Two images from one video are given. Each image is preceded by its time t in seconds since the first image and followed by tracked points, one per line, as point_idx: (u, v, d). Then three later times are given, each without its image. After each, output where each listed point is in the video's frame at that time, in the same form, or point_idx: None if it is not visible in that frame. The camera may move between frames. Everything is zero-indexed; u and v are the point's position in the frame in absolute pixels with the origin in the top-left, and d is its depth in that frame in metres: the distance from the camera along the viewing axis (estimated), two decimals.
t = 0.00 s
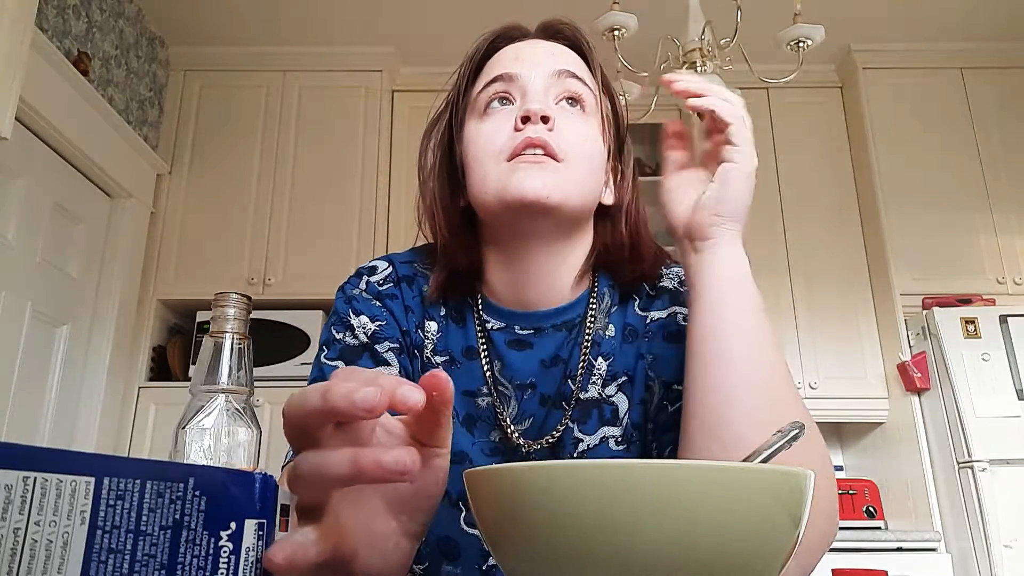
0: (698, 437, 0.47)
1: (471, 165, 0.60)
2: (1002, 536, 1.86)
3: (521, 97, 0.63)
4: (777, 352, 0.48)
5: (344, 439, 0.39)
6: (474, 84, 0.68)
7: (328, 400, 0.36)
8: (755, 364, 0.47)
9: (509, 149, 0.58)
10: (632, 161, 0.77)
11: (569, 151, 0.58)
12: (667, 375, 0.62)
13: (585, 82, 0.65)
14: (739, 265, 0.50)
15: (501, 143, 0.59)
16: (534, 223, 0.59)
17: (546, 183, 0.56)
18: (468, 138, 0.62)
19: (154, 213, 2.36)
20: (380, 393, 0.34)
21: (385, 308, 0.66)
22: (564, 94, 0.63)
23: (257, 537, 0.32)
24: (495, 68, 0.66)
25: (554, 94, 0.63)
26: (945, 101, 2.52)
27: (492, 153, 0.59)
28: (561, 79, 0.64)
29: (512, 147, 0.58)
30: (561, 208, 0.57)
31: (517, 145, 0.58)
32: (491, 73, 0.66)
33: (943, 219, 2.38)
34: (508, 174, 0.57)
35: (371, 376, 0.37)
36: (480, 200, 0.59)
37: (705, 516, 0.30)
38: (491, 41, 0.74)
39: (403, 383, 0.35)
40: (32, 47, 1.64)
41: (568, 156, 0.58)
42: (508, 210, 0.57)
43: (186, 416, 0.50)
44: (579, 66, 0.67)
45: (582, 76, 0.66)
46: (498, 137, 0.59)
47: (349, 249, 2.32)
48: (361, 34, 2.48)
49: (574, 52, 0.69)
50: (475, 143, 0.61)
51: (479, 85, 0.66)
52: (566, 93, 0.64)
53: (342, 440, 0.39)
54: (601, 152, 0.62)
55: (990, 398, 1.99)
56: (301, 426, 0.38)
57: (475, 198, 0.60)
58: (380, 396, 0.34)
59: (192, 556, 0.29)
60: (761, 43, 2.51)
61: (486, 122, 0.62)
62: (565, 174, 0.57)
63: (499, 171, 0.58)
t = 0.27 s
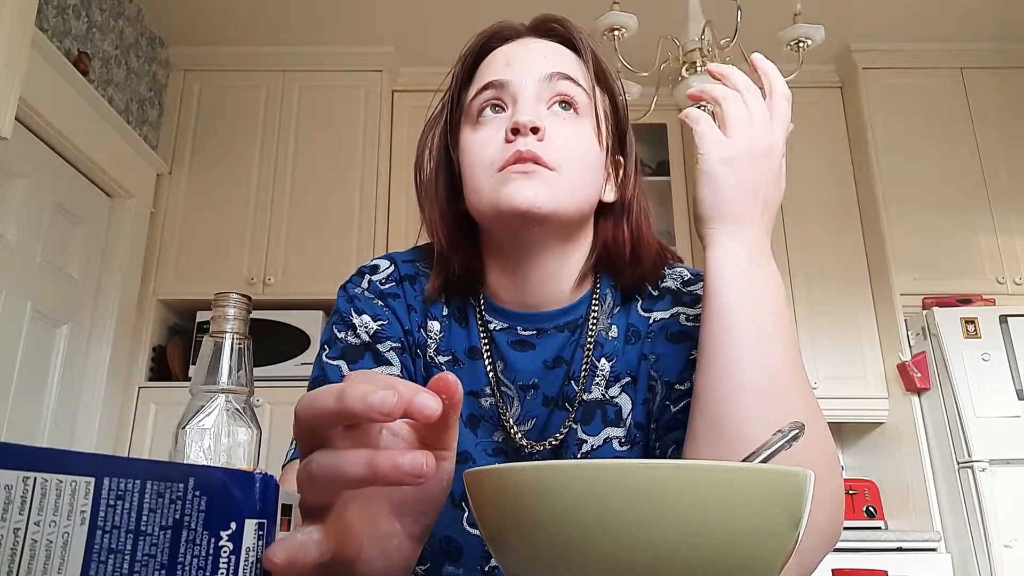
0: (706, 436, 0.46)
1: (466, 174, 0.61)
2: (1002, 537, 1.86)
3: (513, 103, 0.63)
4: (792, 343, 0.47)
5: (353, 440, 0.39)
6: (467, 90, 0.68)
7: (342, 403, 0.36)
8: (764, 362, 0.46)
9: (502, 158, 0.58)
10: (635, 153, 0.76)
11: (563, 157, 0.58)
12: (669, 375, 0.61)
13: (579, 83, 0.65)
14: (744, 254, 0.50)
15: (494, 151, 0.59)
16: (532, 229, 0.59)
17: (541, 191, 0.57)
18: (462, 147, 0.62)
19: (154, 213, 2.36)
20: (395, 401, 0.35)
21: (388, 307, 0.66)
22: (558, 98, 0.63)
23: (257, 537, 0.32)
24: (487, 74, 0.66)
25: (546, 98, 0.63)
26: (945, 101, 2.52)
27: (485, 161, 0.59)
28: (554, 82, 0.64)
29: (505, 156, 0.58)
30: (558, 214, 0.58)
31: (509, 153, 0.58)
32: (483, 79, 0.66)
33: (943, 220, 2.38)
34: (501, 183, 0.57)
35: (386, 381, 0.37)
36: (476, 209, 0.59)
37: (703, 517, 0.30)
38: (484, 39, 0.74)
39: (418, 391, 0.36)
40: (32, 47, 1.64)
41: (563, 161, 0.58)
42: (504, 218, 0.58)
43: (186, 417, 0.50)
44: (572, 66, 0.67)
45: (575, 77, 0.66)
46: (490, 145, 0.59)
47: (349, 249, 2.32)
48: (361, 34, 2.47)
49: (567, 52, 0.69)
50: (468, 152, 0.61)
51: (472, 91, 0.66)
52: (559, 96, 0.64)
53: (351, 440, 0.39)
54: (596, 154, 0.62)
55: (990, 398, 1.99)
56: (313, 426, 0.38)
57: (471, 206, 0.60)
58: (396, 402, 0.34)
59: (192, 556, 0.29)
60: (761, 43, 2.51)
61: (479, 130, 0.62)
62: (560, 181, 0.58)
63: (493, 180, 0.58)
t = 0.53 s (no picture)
0: (707, 436, 0.46)
1: (465, 175, 0.61)
2: (1002, 537, 1.86)
3: (513, 104, 0.63)
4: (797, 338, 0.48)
5: (351, 439, 0.39)
6: (466, 89, 0.68)
7: (342, 403, 0.36)
8: (764, 362, 0.45)
9: (502, 159, 0.58)
10: (635, 151, 0.76)
11: (563, 158, 0.58)
12: (669, 376, 0.61)
13: (578, 83, 0.65)
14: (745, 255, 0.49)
15: (493, 153, 0.59)
16: (533, 231, 0.59)
17: (541, 193, 0.57)
18: (462, 147, 0.62)
19: (154, 213, 2.36)
20: (396, 400, 0.35)
21: (388, 307, 0.66)
22: (558, 98, 0.63)
23: (257, 537, 0.32)
24: (486, 73, 0.66)
25: (546, 98, 0.63)
26: (945, 101, 2.52)
27: (484, 163, 0.59)
28: (554, 83, 0.64)
29: (505, 157, 0.58)
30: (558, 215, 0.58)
31: (509, 154, 0.58)
32: (483, 79, 0.65)
33: (943, 220, 2.38)
34: (501, 185, 0.57)
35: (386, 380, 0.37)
36: (476, 210, 0.59)
37: (702, 516, 0.30)
38: (484, 39, 0.73)
39: (420, 392, 0.36)
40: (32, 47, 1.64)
41: (563, 163, 0.58)
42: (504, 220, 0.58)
43: (186, 417, 0.50)
44: (572, 66, 0.67)
45: (575, 77, 0.66)
46: (490, 146, 0.59)
47: (349, 249, 2.32)
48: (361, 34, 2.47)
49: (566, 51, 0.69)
50: (467, 153, 0.61)
51: (471, 91, 0.66)
52: (558, 96, 0.64)
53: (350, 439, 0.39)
54: (596, 155, 0.62)
55: (989, 398, 1.99)
56: (311, 424, 0.39)
57: (471, 207, 0.60)
58: (396, 403, 0.35)
59: (192, 556, 0.29)
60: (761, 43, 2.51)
61: (478, 131, 0.62)
62: (560, 183, 0.58)
63: (492, 182, 0.58)
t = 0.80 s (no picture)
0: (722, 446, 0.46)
1: (472, 180, 0.60)
2: (1002, 537, 1.87)
3: (523, 109, 0.62)
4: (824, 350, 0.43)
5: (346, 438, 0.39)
6: (471, 90, 0.67)
7: (335, 400, 0.36)
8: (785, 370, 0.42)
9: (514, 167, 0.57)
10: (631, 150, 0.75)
11: (575, 168, 0.58)
12: (666, 375, 0.60)
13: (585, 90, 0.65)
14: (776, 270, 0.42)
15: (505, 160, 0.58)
16: (542, 241, 0.59)
17: (553, 203, 0.56)
18: (469, 151, 0.61)
19: (154, 214, 2.35)
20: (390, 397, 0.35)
21: (387, 308, 0.66)
22: (567, 105, 0.63)
23: (257, 537, 0.32)
24: (494, 76, 0.65)
25: (555, 105, 0.63)
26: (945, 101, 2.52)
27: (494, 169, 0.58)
28: (563, 89, 0.64)
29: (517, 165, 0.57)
30: (570, 226, 0.57)
31: (522, 162, 0.57)
32: (490, 81, 0.65)
33: (943, 220, 2.38)
34: (512, 193, 0.56)
35: (379, 378, 0.37)
36: (482, 217, 0.58)
37: (701, 517, 0.30)
38: (487, 38, 0.73)
39: (415, 392, 0.36)
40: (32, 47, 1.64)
41: (575, 172, 0.58)
42: (513, 229, 0.57)
43: (186, 417, 0.50)
44: (579, 72, 0.67)
45: (582, 84, 0.66)
46: (501, 153, 0.59)
47: (349, 249, 2.32)
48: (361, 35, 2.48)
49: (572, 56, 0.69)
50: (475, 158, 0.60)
51: (477, 92, 0.65)
52: (568, 103, 0.63)
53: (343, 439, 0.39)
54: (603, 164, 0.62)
55: (989, 398, 1.99)
56: (304, 422, 0.38)
57: (476, 212, 0.59)
58: (390, 400, 0.34)
59: (192, 556, 0.29)
60: (761, 43, 2.51)
61: (487, 136, 0.61)
62: (572, 193, 0.57)
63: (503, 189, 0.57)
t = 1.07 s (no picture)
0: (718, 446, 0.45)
1: (468, 183, 0.60)
2: (1002, 536, 1.87)
3: (515, 110, 0.62)
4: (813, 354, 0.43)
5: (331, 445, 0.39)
6: (460, 91, 0.67)
7: (321, 409, 0.36)
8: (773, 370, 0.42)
9: (511, 169, 0.57)
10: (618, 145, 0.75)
11: (571, 167, 0.58)
12: (663, 374, 0.61)
13: (575, 88, 0.65)
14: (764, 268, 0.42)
15: (500, 163, 0.58)
16: (541, 241, 0.58)
17: (553, 204, 0.56)
18: (463, 154, 0.61)
19: (154, 214, 2.36)
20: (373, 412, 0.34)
21: (384, 310, 0.66)
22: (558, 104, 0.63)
23: (230, 538, 0.31)
24: (483, 76, 0.65)
25: (545, 104, 0.63)
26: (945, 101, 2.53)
27: (490, 172, 0.58)
28: (553, 89, 0.64)
29: (513, 167, 0.57)
30: (569, 225, 0.57)
31: (518, 164, 0.57)
32: (479, 82, 0.65)
33: (943, 219, 2.38)
34: (511, 195, 0.56)
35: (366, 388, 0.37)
36: (479, 220, 0.58)
37: (702, 516, 0.30)
38: (472, 38, 0.72)
39: (404, 407, 0.35)
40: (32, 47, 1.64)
41: (571, 172, 0.58)
42: (512, 231, 0.57)
43: (186, 417, 0.50)
44: (567, 70, 0.67)
45: (571, 81, 0.66)
46: (496, 155, 0.59)
47: (349, 249, 2.32)
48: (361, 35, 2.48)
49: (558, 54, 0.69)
50: (469, 162, 0.60)
51: (467, 95, 0.65)
52: (559, 102, 0.63)
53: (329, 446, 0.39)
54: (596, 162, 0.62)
55: (989, 398, 1.99)
56: (291, 428, 0.39)
57: (472, 216, 0.59)
58: (374, 415, 0.34)
59: (165, 555, 0.29)
60: (761, 43, 2.51)
61: (481, 139, 0.61)
62: (571, 193, 0.57)
63: (500, 191, 0.57)
